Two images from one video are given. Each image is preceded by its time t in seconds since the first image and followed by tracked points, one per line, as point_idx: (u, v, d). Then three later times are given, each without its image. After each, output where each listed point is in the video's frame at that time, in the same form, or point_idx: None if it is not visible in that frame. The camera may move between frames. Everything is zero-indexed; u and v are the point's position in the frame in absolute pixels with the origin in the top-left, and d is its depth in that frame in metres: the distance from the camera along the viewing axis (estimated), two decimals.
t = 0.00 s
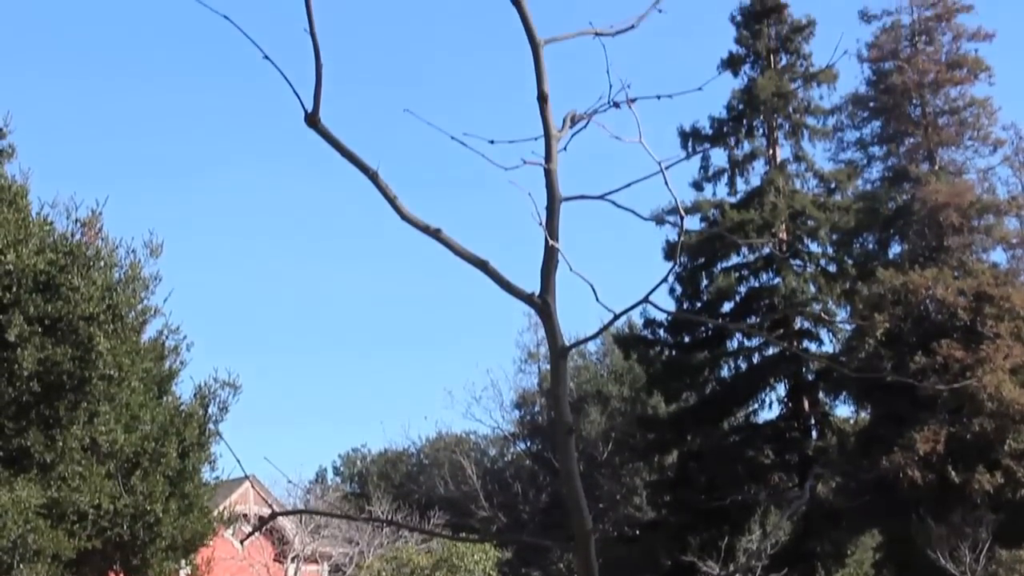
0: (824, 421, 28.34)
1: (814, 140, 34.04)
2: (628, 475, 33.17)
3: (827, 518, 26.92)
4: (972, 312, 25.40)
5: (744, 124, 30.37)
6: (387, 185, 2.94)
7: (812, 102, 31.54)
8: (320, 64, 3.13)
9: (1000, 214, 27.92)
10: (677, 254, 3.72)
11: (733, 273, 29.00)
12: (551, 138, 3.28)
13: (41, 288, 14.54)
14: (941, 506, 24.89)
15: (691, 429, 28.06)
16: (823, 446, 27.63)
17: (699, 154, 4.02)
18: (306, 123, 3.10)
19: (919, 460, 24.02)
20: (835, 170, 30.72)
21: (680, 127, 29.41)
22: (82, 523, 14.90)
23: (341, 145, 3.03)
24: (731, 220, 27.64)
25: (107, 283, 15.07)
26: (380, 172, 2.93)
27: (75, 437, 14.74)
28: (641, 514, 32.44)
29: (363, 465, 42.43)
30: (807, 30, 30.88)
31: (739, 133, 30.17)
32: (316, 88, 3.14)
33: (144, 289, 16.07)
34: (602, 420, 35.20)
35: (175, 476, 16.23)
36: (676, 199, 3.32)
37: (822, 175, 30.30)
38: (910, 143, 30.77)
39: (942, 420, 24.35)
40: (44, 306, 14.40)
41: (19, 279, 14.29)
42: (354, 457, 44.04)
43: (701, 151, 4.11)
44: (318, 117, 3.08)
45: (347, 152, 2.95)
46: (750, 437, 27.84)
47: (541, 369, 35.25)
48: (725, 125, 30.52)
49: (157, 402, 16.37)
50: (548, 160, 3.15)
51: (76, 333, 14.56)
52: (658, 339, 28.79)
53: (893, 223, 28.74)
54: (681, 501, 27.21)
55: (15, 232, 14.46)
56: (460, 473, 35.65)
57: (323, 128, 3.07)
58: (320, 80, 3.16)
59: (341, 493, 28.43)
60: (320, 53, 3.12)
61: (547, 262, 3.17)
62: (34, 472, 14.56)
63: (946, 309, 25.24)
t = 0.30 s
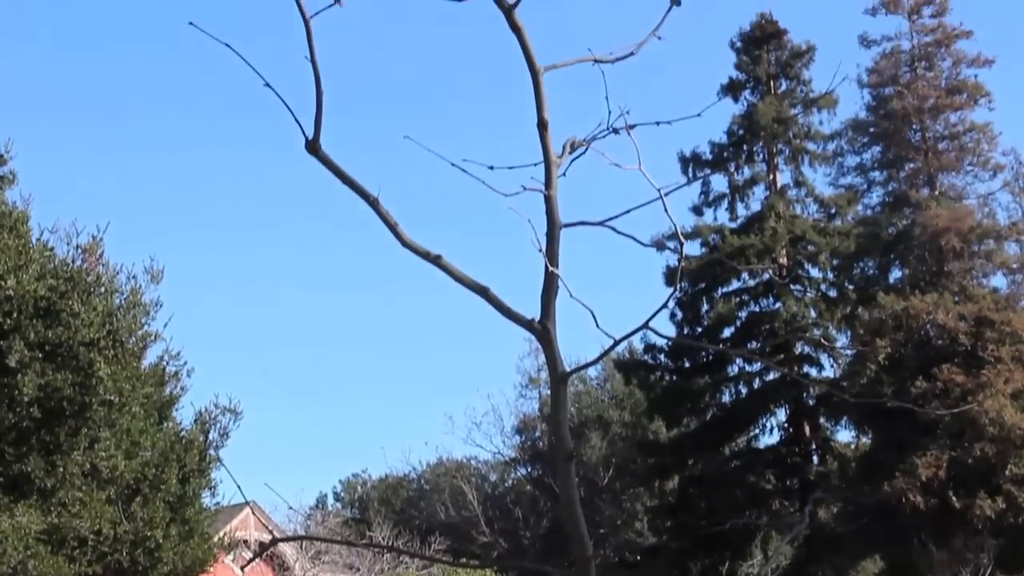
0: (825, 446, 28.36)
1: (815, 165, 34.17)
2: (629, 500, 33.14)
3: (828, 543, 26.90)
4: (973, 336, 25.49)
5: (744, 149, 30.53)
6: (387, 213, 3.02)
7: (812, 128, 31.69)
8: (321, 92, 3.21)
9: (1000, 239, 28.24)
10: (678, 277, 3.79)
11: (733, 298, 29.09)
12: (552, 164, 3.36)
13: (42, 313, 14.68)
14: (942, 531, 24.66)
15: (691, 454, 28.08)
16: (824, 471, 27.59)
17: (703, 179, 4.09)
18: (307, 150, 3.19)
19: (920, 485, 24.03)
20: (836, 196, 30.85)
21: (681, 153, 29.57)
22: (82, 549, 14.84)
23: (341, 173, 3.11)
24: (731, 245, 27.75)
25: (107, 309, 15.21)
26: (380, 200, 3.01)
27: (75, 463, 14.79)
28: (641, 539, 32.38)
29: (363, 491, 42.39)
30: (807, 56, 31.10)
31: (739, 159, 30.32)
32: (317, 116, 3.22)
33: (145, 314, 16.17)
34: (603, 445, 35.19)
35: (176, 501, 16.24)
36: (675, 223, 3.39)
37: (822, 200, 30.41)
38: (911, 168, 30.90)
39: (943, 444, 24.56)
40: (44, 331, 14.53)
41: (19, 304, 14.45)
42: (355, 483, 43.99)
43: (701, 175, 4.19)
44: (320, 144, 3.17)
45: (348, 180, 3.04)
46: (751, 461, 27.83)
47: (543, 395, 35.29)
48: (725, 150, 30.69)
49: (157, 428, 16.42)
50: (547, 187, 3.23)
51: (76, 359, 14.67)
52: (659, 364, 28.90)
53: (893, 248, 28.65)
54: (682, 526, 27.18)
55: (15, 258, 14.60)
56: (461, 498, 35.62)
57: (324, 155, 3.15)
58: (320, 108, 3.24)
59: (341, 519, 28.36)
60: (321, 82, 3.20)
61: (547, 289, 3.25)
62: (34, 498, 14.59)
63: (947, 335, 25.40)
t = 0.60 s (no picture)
0: (827, 471, 28.28)
1: (815, 190, 34.30)
2: (630, 526, 33.14)
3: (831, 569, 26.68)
4: (975, 361, 25.56)
5: (744, 174, 30.64)
6: (387, 238, 3.12)
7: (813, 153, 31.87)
8: (321, 121, 3.32)
9: (1001, 263, 28.14)
10: (678, 303, 3.88)
11: (734, 323, 29.12)
12: (551, 191, 3.45)
13: (43, 339, 14.98)
14: (944, 557, 24.64)
15: (693, 479, 28.13)
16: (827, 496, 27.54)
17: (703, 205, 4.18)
18: (308, 178, 3.29)
19: (922, 510, 24.01)
20: (836, 221, 30.99)
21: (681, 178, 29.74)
22: None
23: (342, 199, 3.21)
24: (732, 270, 27.87)
25: (108, 335, 15.40)
26: (380, 226, 3.12)
27: (76, 489, 14.84)
28: (643, 565, 32.34)
29: (364, 517, 42.35)
30: (806, 81, 31.34)
31: (739, 184, 30.43)
32: (317, 145, 3.33)
33: (147, 341, 16.25)
34: (605, 471, 35.18)
35: (177, 527, 16.22)
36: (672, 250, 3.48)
37: (822, 226, 30.55)
38: (911, 193, 30.98)
39: (945, 469, 24.45)
40: (44, 357, 14.75)
41: (20, 329, 14.75)
42: (355, 509, 43.96)
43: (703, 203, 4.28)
44: (320, 171, 3.28)
45: (349, 207, 3.14)
46: (752, 487, 27.83)
47: (544, 420, 35.33)
48: (725, 175, 30.87)
49: (157, 454, 16.45)
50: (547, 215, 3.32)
51: (77, 385, 14.87)
52: (659, 390, 28.96)
53: (894, 272, 29.00)
54: (684, 552, 27.26)
55: (16, 285, 15.01)
56: (461, 524, 35.58)
57: (324, 183, 3.26)
58: (321, 137, 3.35)
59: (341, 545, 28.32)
60: (322, 111, 3.31)
61: (547, 315, 3.34)
62: (35, 524, 14.64)
63: (949, 359, 25.48)
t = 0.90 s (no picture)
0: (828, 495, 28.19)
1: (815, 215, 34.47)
2: (631, 551, 33.16)
3: None
4: (975, 386, 25.58)
5: (745, 200, 30.78)
6: (386, 266, 3.25)
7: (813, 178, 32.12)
8: (320, 149, 3.47)
9: (1001, 289, 27.90)
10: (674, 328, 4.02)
11: (734, 348, 29.22)
12: (550, 217, 3.60)
13: (43, 365, 15.35)
14: None
15: (693, 504, 28.24)
16: (828, 521, 27.43)
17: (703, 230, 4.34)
18: (310, 205, 3.42)
19: (922, 536, 24.02)
20: (837, 246, 31.18)
21: (681, 203, 29.96)
22: None
23: (341, 226, 3.34)
24: (732, 296, 28.06)
25: (109, 361, 15.63)
26: (379, 255, 3.25)
27: (76, 515, 14.86)
28: None
29: (365, 543, 42.42)
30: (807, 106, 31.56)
31: (739, 210, 30.60)
32: (317, 174, 3.47)
33: (147, 367, 16.35)
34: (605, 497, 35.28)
35: (177, 554, 16.28)
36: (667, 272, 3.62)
37: (822, 251, 30.76)
38: (911, 219, 30.91)
39: (946, 494, 24.51)
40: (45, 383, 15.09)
41: (20, 356, 15.15)
42: (356, 535, 44.02)
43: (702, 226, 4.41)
44: (319, 198, 3.42)
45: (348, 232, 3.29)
46: (753, 512, 28.13)
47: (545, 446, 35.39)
48: (725, 201, 31.08)
49: (158, 480, 16.44)
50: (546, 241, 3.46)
51: (78, 411, 15.12)
52: (660, 415, 29.03)
53: (893, 298, 28.61)
54: None
55: (17, 311, 15.47)
56: (462, 550, 35.65)
57: (325, 210, 3.39)
58: (321, 165, 3.49)
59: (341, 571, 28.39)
60: (321, 140, 3.46)
61: (547, 341, 3.46)
62: (35, 549, 14.70)
63: (949, 384, 25.47)
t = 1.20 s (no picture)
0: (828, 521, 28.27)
1: (815, 241, 34.68)
2: None
3: None
4: (975, 412, 25.64)
5: (745, 226, 31.01)
6: (387, 294, 3.39)
7: (812, 205, 32.39)
8: (322, 180, 3.60)
9: (1001, 314, 27.66)
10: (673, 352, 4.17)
11: (736, 374, 29.29)
12: (548, 244, 3.75)
13: (44, 393, 15.65)
14: None
15: (694, 530, 28.33)
16: (828, 547, 27.34)
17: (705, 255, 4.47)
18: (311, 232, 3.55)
19: (923, 561, 24.02)
20: (837, 271, 31.37)
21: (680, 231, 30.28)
22: None
23: (342, 255, 3.48)
24: (732, 321, 28.27)
25: (109, 388, 15.86)
26: (382, 285, 3.39)
27: (76, 542, 14.89)
28: None
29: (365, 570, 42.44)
30: (806, 133, 31.87)
31: (739, 236, 30.79)
32: (319, 201, 3.60)
33: (148, 395, 16.54)
34: (606, 523, 35.41)
35: None
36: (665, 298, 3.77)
37: (822, 277, 31.01)
38: (911, 244, 31.18)
39: (947, 520, 24.56)
40: (46, 411, 15.34)
41: (21, 384, 15.46)
42: (356, 561, 44.07)
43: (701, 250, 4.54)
44: (320, 226, 3.54)
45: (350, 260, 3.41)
46: (754, 538, 28.35)
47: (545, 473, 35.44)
48: (725, 227, 31.30)
49: (158, 508, 16.45)
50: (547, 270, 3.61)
51: (79, 438, 15.35)
52: (660, 441, 29.22)
53: (894, 323, 28.78)
54: None
55: (18, 339, 15.79)
56: None
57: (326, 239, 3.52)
58: (322, 194, 3.62)
59: None
60: (323, 172, 3.59)
61: (548, 370, 3.62)
62: None
63: (950, 410, 25.58)
